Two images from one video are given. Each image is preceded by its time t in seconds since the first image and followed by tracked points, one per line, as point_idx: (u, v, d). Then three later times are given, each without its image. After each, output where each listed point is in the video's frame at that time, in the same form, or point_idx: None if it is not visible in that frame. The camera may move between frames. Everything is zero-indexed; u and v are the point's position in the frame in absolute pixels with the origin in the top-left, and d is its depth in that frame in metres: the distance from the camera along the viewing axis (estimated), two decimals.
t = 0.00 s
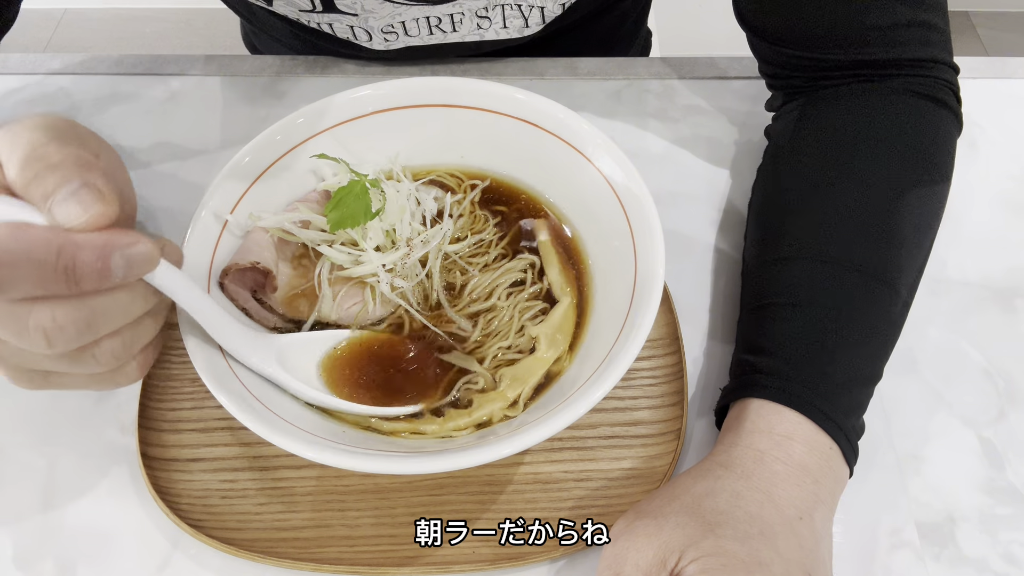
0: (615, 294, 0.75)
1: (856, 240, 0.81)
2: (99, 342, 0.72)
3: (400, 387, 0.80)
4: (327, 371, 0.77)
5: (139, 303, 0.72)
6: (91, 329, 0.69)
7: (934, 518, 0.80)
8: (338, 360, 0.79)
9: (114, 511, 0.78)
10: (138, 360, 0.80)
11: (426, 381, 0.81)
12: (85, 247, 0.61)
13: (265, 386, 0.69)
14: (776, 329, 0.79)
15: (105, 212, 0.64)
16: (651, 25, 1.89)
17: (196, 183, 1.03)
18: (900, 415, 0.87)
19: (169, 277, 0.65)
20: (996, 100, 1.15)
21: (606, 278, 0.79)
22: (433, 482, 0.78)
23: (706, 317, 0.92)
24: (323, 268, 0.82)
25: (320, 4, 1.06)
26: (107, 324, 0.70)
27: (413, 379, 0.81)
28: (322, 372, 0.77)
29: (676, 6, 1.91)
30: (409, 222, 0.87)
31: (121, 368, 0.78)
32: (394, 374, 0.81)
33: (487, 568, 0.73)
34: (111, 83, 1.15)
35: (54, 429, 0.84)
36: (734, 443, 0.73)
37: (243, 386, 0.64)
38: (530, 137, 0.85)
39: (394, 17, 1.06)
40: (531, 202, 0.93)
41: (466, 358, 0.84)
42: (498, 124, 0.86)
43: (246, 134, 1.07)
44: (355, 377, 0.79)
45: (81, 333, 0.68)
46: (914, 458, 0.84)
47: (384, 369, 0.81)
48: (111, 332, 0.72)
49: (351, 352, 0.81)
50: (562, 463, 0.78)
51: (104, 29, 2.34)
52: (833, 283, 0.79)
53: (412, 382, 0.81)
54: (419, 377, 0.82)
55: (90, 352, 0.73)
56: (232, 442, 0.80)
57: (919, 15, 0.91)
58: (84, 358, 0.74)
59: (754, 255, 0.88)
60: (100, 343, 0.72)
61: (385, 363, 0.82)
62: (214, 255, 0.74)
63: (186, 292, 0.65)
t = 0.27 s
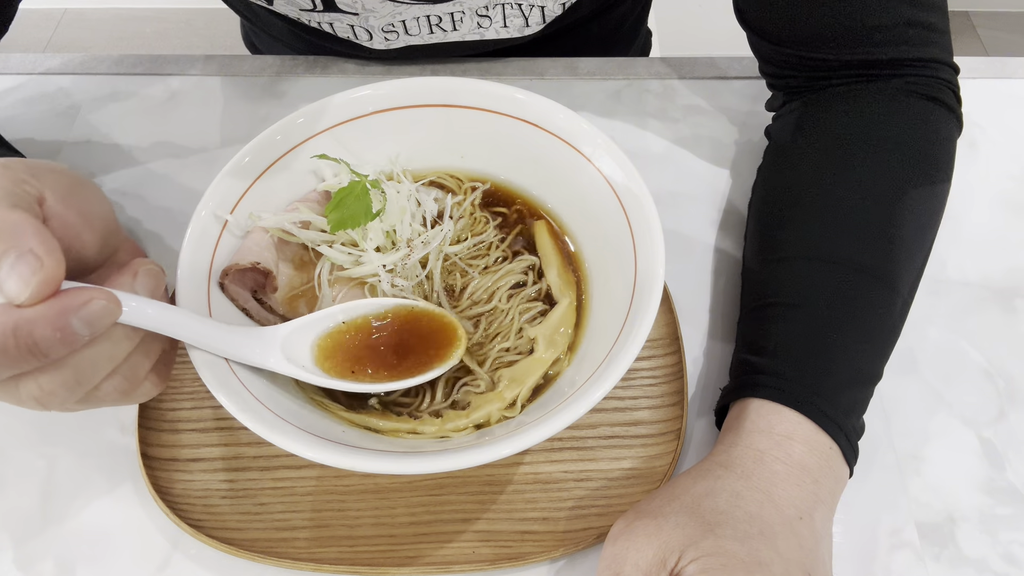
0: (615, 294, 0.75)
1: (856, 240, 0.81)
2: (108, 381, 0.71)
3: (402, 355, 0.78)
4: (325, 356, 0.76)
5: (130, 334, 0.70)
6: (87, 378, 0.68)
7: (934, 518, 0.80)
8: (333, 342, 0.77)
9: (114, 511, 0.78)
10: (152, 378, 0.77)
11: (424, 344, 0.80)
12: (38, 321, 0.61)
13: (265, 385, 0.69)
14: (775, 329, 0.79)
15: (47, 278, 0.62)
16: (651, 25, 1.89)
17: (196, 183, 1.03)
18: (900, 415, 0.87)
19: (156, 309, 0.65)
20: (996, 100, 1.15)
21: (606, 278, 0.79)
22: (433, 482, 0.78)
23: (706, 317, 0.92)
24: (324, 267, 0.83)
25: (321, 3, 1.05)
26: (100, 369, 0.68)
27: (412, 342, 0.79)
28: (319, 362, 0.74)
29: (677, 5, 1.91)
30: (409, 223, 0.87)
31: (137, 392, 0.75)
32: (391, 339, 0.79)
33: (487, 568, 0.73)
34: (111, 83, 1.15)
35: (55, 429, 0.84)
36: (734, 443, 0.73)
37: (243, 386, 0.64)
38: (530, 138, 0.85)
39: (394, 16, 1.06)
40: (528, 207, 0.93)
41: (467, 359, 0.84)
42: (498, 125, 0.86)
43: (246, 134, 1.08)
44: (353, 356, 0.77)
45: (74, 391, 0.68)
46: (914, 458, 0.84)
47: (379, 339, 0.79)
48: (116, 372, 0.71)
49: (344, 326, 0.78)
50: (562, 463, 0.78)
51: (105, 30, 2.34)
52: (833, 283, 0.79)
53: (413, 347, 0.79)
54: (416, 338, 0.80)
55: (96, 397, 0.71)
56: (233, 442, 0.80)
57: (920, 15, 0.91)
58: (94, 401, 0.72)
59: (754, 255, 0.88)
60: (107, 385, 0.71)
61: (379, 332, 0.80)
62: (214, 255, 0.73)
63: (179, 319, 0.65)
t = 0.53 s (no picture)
0: (615, 294, 0.75)
1: (857, 240, 0.81)
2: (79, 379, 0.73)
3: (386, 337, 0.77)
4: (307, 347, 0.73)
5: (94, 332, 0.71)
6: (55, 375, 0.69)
7: (934, 518, 0.80)
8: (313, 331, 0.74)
9: (114, 511, 0.78)
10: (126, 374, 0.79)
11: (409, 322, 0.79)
12: None
13: (265, 385, 0.69)
14: (776, 329, 0.79)
15: None
16: (651, 25, 1.89)
17: (196, 183, 1.03)
18: (900, 415, 0.87)
19: (138, 307, 0.66)
20: (996, 100, 1.15)
21: (606, 278, 0.79)
22: (433, 482, 0.78)
23: (706, 317, 0.92)
24: (324, 266, 0.84)
25: (321, 4, 1.05)
26: (64, 369, 0.70)
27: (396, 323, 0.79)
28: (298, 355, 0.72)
29: (677, 5, 1.91)
30: (409, 223, 0.87)
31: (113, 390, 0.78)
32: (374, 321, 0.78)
33: (487, 568, 0.73)
34: (111, 83, 1.15)
35: (54, 429, 0.84)
36: (734, 443, 0.73)
37: (243, 386, 0.64)
38: (530, 137, 0.85)
39: (394, 16, 1.06)
40: (530, 206, 0.93)
41: (467, 359, 0.84)
42: (498, 125, 0.86)
43: (246, 134, 1.08)
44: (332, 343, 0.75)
45: (40, 392, 0.69)
46: (914, 458, 0.84)
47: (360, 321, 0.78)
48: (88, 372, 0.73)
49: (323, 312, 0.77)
50: (562, 463, 0.78)
51: (105, 30, 2.34)
52: (833, 283, 0.79)
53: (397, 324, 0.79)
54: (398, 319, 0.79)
55: (65, 396, 0.73)
56: (233, 442, 0.80)
57: (919, 15, 0.91)
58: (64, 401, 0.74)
59: (754, 255, 0.88)
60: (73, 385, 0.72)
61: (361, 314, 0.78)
62: (214, 255, 0.73)
63: (164, 318, 0.66)
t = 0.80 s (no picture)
0: (615, 294, 0.75)
1: (857, 240, 0.81)
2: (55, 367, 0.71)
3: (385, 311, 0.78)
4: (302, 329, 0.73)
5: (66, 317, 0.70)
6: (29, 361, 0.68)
7: (934, 518, 0.80)
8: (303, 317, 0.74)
9: (114, 511, 0.78)
10: (106, 363, 0.78)
11: (400, 294, 0.79)
12: None
13: (264, 386, 0.69)
14: (776, 329, 0.79)
15: None
16: (651, 25, 1.89)
17: (196, 183, 1.03)
18: (900, 414, 0.87)
19: (122, 292, 0.66)
20: (996, 100, 1.15)
21: (606, 278, 0.79)
22: (433, 482, 0.78)
23: (706, 317, 0.92)
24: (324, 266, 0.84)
25: (321, 4, 1.05)
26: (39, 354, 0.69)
27: (386, 295, 0.79)
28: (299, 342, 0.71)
29: (677, 5, 1.91)
30: (409, 223, 0.87)
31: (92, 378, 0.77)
32: (363, 295, 0.78)
33: (487, 568, 0.73)
34: (112, 83, 1.15)
35: (54, 429, 0.84)
36: (734, 443, 0.73)
37: (243, 386, 0.64)
38: (529, 137, 0.85)
39: (394, 16, 1.06)
40: (531, 206, 0.93)
41: (467, 359, 0.84)
42: (498, 124, 0.86)
43: (246, 134, 1.07)
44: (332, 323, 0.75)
45: (13, 378, 0.67)
46: (914, 458, 0.84)
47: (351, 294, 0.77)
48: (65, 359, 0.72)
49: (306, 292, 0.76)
50: (562, 463, 0.78)
51: (105, 30, 2.34)
52: (833, 283, 0.79)
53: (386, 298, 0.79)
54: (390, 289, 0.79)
55: (39, 385, 0.71)
56: (233, 442, 0.80)
57: (919, 15, 0.90)
58: (40, 390, 0.72)
59: (754, 256, 0.88)
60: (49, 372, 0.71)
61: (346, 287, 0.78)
62: (213, 255, 0.73)
63: (155, 308, 0.66)
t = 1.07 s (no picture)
0: (615, 294, 0.75)
1: (856, 240, 0.81)
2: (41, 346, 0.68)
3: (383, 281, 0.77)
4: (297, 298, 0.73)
5: (54, 291, 0.67)
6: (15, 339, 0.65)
7: (934, 518, 0.80)
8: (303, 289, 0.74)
9: (114, 511, 0.78)
10: (93, 342, 0.75)
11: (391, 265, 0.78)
12: None
13: (264, 385, 0.69)
14: (775, 329, 0.79)
15: None
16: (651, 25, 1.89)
17: (196, 183, 1.03)
18: (900, 414, 0.87)
19: (111, 265, 0.65)
20: (996, 100, 1.15)
21: (606, 278, 0.79)
22: (433, 482, 0.78)
23: (706, 317, 0.92)
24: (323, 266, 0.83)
25: (321, 3, 1.05)
26: (24, 332, 0.65)
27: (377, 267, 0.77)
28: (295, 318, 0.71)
29: (677, 5, 1.91)
30: (409, 223, 0.87)
31: (79, 358, 0.74)
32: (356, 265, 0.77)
33: (487, 568, 0.73)
34: (112, 83, 1.15)
35: (54, 429, 0.84)
36: (734, 443, 0.73)
37: (243, 386, 0.64)
38: (529, 137, 0.85)
39: (394, 15, 1.06)
40: (530, 205, 0.93)
41: (467, 359, 0.84)
42: (498, 124, 0.86)
43: (246, 134, 1.07)
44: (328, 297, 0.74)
45: None
46: (914, 458, 0.84)
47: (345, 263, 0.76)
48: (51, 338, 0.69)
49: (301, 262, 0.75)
50: (562, 463, 0.78)
51: (105, 29, 2.34)
52: (833, 283, 0.79)
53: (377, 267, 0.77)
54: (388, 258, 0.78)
55: (23, 363, 0.68)
56: (233, 442, 0.80)
57: (919, 15, 0.90)
58: (23, 371, 0.68)
59: (754, 256, 0.88)
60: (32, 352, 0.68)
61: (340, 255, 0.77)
62: (214, 255, 0.73)
63: (150, 296, 0.66)
